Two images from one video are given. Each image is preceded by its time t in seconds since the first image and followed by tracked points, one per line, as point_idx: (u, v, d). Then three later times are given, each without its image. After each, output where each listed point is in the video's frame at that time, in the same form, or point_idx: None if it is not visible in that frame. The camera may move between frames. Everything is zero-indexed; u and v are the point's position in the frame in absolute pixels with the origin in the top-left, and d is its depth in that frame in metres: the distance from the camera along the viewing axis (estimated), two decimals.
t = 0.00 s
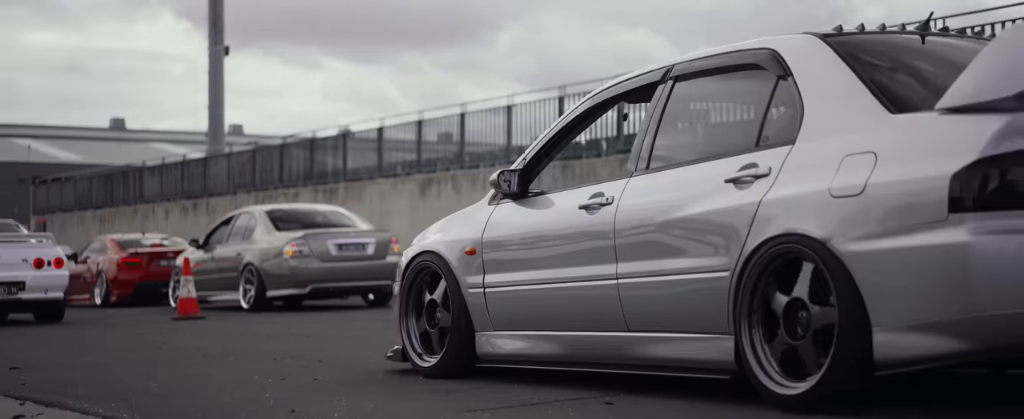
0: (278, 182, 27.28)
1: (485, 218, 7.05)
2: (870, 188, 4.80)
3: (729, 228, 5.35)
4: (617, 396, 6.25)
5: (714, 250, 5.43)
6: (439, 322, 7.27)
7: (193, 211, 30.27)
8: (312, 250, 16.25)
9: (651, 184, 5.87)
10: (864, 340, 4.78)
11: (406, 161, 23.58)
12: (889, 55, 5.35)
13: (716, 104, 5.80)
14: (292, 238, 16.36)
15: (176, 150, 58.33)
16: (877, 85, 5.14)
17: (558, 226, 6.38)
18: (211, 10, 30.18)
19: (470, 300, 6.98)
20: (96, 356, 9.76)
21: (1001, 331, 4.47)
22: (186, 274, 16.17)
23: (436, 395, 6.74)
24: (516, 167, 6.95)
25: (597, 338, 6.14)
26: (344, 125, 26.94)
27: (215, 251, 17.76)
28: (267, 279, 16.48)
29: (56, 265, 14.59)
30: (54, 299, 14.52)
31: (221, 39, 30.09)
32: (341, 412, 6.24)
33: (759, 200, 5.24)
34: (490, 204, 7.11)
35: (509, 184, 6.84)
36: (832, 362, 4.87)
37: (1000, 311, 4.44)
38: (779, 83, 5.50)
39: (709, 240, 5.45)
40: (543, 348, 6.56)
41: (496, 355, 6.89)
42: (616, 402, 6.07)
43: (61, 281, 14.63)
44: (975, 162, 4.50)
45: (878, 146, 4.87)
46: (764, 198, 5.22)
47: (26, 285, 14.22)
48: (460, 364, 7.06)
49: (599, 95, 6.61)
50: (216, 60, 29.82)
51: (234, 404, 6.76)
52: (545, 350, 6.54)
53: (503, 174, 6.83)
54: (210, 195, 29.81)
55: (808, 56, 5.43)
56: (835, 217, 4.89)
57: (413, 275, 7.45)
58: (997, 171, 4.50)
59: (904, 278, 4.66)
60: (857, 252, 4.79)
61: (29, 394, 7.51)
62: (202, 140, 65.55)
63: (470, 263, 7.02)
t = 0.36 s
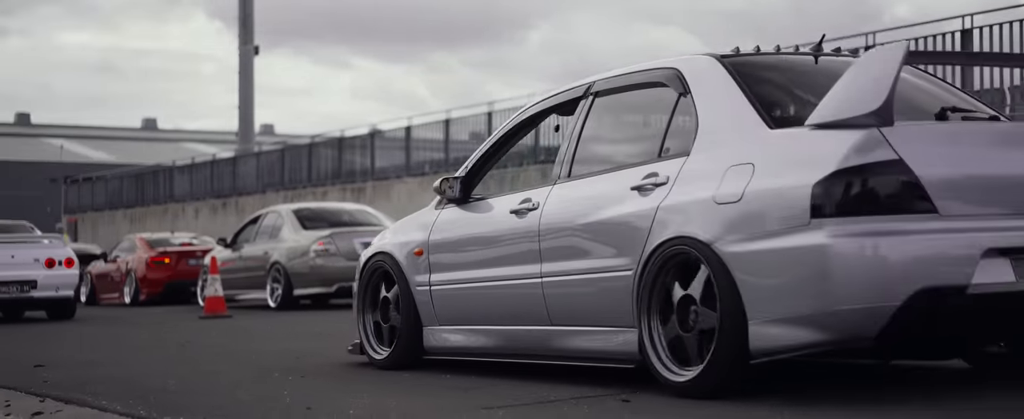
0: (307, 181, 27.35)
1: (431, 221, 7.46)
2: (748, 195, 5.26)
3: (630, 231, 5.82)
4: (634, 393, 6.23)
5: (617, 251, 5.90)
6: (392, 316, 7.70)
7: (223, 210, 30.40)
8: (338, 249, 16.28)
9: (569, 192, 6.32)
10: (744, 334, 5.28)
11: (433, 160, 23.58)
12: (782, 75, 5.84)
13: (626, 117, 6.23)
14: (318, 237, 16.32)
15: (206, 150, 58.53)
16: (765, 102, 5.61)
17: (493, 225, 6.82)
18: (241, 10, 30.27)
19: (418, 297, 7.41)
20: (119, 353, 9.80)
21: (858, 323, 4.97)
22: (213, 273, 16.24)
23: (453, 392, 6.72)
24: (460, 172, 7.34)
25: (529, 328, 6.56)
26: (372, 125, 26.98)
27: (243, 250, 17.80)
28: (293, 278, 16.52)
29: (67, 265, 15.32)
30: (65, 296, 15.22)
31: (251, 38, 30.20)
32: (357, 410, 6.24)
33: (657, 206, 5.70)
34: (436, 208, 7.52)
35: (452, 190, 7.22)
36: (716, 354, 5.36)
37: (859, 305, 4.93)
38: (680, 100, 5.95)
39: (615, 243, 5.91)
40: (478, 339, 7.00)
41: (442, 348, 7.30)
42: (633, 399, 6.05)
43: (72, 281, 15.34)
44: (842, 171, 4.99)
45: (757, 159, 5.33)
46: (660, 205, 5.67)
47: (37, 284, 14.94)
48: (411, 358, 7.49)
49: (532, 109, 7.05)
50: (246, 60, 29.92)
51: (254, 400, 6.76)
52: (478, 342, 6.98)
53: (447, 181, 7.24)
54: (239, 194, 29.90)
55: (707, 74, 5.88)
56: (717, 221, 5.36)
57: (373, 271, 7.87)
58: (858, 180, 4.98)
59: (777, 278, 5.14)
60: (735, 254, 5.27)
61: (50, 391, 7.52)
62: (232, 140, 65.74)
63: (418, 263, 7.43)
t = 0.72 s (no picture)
0: (334, 180, 27.37)
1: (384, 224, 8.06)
2: (643, 201, 5.86)
3: (552, 234, 6.41)
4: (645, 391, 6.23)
5: (537, 253, 6.51)
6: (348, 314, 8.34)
7: (250, 209, 30.46)
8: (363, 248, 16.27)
9: (497, 199, 6.93)
10: (638, 328, 5.86)
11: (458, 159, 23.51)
12: (688, 89, 6.41)
13: (548, 130, 6.83)
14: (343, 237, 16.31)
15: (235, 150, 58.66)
16: (666, 115, 6.19)
17: (434, 230, 7.44)
18: (270, 10, 30.36)
19: (371, 295, 8.03)
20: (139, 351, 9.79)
21: (736, 318, 5.55)
22: (238, 272, 16.25)
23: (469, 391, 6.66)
24: (409, 179, 7.96)
25: (462, 324, 7.16)
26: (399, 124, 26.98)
27: (268, 249, 17.83)
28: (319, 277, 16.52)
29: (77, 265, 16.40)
30: (76, 295, 16.25)
31: (280, 38, 30.28)
32: (370, 410, 6.17)
33: (570, 212, 6.30)
34: (389, 212, 8.12)
35: (402, 196, 7.85)
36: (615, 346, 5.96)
37: (739, 300, 5.50)
38: (592, 114, 6.55)
39: (535, 244, 6.53)
40: (422, 334, 7.57)
41: (394, 343, 7.90)
42: (644, 397, 6.06)
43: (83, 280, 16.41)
44: (729, 178, 5.57)
45: (651, 169, 5.92)
46: (572, 211, 6.28)
47: (49, 283, 16.03)
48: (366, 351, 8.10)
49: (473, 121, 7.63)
50: (275, 59, 29.99)
51: (269, 397, 6.73)
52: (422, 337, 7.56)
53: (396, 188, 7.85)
54: (266, 193, 29.95)
55: (618, 89, 6.46)
56: (618, 226, 5.96)
57: (331, 274, 8.52)
58: (742, 188, 5.57)
59: (667, 278, 5.70)
60: (633, 255, 5.87)
61: (66, 389, 7.52)
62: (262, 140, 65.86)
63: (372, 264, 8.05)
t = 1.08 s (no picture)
0: (360, 180, 27.40)
1: (347, 227, 8.79)
2: (563, 210, 6.55)
3: (487, 239, 7.12)
4: (661, 393, 6.25)
5: (473, 257, 7.24)
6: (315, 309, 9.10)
7: (277, 209, 30.50)
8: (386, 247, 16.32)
9: (443, 207, 7.67)
10: (558, 324, 6.56)
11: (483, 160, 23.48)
12: (612, 110, 7.14)
13: (490, 145, 7.58)
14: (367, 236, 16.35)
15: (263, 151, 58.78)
16: (589, 132, 6.91)
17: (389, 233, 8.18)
18: (299, 10, 30.42)
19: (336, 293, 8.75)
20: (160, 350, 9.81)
21: (640, 316, 6.21)
22: (263, 270, 16.27)
23: (485, 390, 6.67)
24: (370, 187, 8.68)
25: (414, 320, 7.89)
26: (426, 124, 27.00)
27: (294, 248, 17.87)
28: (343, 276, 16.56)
29: (91, 264, 17.23)
30: (89, 294, 17.08)
31: (308, 38, 30.35)
32: (384, 407, 6.19)
33: (502, 219, 7.01)
34: (352, 217, 8.86)
35: (365, 202, 8.55)
36: (538, 340, 6.67)
37: (643, 300, 6.15)
38: (526, 129, 7.28)
39: (473, 248, 7.25)
40: (382, 329, 8.30)
41: (358, 338, 8.62)
42: (659, 398, 6.08)
43: (95, 279, 17.22)
44: (637, 189, 6.24)
45: (571, 181, 6.62)
46: (504, 218, 6.99)
47: (63, 283, 16.84)
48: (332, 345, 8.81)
49: (426, 134, 8.37)
50: (303, 59, 30.06)
51: (281, 398, 6.71)
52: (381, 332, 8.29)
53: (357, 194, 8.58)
54: (293, 193, 30.00)
55: (548, 109, 7.18)
56: (541, 233, 6.66)
57: (302, 273, 9.26)
58: (650, 198, 6.23)
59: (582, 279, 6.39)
60: (553, 258, 6.57)
61: (83, 388, 7.52)
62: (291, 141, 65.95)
63: (338, 264, 8.80)
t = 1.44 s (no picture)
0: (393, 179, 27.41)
1: (323, 231, 9.30)
2: (499, 216, 7.00)
3: (435, 242, 7.61)
4: (680, 392, 6.22)
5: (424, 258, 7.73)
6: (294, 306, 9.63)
7: (310, 209, 30.55)
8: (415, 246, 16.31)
9: (400, 213, 8.17)
10: (492, 321, 7.04)
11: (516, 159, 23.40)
12: (549, 125, 7.60)
13: (444, 156, 8.05)
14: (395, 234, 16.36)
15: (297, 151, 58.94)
16: (526, 145, 7.37)
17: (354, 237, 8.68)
18: (332, 10, 30.49)
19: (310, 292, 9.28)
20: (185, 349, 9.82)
21: (563, 313, 6.68)
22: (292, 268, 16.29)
23: (505, 389, 6.66)
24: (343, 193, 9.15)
25: (379, 316, 8.39)
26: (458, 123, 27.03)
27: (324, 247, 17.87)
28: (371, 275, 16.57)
29: (111, 264, 17.68)
30: (110, 293, 17.44)
31: (341, 38, 30.40)
32: (402, 405, 6.18)
33: (447, 224, 7.50)
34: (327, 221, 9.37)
35: (337, 208, 9.04)
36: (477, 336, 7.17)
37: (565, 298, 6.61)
38: (474, 143, 7.75)
39: (424, 251, 7.74)
40: (351, 325, 8.79)
41: (331, 334, 9.13)
42: (678, 398, 6.05)
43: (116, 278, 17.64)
44: (562, 198, 6.69)
45: (507, 189, 7.08)
46: (451, 223, 7.46)
47: (84, 282, 17.28)
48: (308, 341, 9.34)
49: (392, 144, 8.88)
50: (337, 59, 30.10)
51: (302, 396, 6.70)
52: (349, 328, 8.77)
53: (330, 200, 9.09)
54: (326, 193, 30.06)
55: (492, 123, 7.66)
56: (478, 237, 7.13)
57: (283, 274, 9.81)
58: (576, 206, 6.69)
59: (513, 279, 6.85)
60: (488, 260, 7.05)
61: (106, 385, 7.53)
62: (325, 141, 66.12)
63: (314, 265, 9.32)
